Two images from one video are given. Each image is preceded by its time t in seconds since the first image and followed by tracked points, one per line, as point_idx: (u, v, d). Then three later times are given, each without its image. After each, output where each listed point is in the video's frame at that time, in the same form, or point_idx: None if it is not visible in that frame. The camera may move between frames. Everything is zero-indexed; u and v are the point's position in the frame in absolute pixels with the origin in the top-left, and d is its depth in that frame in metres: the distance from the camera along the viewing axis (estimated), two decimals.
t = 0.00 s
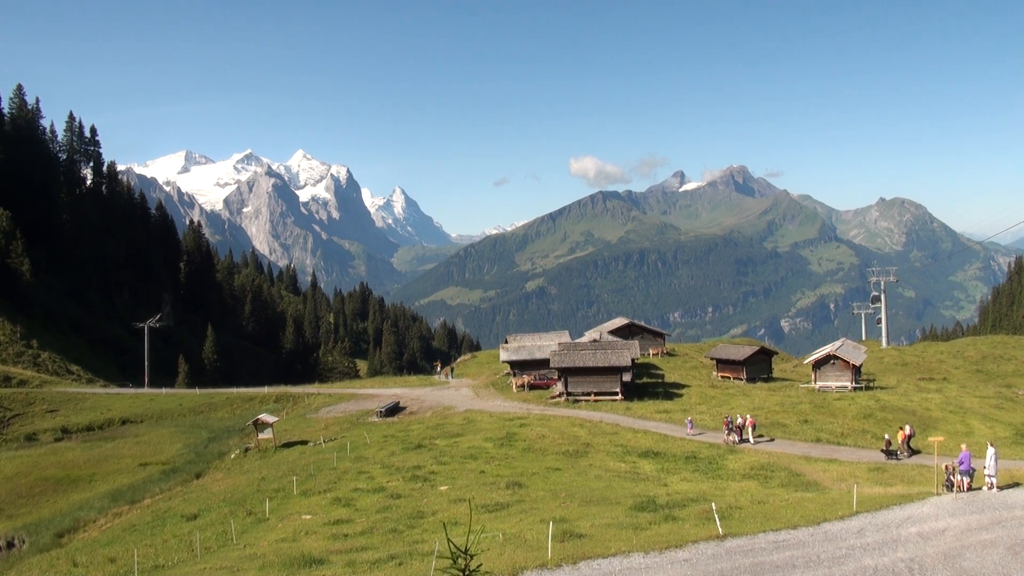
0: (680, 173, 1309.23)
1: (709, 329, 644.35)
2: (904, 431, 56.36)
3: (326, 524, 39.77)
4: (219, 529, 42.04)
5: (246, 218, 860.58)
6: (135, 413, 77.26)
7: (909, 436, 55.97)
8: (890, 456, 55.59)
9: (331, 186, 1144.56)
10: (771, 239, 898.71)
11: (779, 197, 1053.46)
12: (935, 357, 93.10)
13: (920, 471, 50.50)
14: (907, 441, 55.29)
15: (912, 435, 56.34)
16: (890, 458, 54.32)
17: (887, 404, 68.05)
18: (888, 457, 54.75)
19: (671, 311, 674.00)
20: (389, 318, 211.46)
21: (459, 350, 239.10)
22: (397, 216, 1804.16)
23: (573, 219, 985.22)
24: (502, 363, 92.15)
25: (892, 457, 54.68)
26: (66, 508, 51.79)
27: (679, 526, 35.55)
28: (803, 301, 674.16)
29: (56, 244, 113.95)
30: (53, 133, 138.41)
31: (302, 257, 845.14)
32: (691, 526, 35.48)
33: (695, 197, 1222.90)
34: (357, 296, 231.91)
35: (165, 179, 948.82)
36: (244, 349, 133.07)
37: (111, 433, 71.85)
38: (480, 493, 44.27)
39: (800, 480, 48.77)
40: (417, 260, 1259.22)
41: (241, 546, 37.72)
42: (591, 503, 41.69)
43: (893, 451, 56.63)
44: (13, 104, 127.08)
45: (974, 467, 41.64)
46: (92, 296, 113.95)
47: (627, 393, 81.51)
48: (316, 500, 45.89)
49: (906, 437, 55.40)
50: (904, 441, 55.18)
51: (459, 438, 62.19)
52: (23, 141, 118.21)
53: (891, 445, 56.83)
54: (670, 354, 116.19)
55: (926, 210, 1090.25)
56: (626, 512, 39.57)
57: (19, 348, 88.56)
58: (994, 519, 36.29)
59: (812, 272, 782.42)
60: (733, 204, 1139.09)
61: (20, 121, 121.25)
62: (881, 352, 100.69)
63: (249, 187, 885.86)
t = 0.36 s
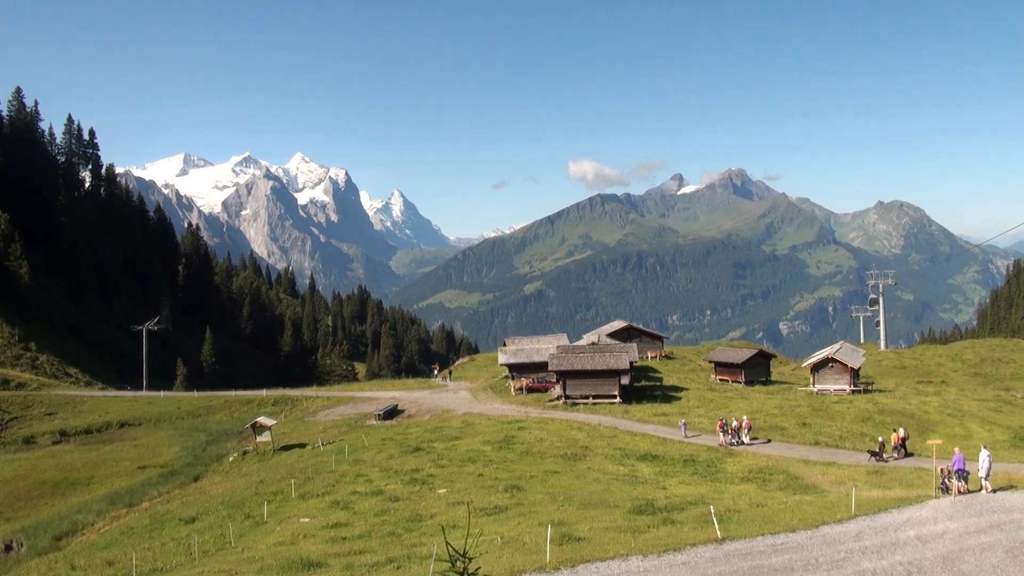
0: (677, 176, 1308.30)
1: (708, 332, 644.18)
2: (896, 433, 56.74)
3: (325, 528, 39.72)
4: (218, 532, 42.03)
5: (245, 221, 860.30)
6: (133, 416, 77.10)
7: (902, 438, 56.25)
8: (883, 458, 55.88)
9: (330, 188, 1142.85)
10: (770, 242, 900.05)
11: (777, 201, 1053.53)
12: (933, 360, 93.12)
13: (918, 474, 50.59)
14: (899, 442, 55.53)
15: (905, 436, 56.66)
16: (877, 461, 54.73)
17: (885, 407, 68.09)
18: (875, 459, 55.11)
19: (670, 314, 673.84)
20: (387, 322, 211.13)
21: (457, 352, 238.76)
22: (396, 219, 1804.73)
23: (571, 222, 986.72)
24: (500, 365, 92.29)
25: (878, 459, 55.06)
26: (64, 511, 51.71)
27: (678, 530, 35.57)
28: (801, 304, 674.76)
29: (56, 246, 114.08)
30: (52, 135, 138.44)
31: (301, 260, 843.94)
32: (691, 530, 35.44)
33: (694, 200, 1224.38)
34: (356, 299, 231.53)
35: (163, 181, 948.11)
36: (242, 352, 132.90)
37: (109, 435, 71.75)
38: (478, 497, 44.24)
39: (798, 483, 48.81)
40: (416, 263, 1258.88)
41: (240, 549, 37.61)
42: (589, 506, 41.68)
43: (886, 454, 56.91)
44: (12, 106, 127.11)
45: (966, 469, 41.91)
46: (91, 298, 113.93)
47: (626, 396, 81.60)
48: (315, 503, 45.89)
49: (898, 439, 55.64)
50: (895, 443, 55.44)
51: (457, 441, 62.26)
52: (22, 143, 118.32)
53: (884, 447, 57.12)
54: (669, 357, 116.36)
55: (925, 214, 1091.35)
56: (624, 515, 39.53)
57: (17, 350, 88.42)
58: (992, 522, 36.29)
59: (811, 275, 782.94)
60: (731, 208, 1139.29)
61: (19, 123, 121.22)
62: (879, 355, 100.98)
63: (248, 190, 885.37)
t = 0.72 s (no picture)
0: (676, 179, 1310.60)
1: (707, 334, 644.20)
2: (890, 436, 56.93)
3: (324, 531, 39.67)
4: (217, 535, 42.03)
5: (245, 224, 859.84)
6: (133, 419, 77.12)
7: (896, 441, 56.41)
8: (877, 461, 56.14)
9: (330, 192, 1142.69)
10: (770, 245, 900.79)
11: (776, 203, 1055.16)
12: (933, 363, 93.03)
13: (918, 477, 50.55)
14: (893, 445, 55.63)
15: (900, 439, 56.83)
16: (871, 464, 54.89)
17: (885, 410, 68.07)
18: (866, 461, 55.36)
19: (669, 317, 674.14)
20: (387, 325, 210.94)
21: (456, 356, 238.85)
22: (396, 222, 1805.93)
23: (571, 224, 987.49)
24: (500, 368, 92.30)
25: (868, 462, 55.43)
26: (63, 514, 51.64)
27: (677, 533, 35.53)
28: (801, 306, 674.90)
29: (55, 249, 114.05)
30: (52, 139, 138.58)
31: (301, 262, 843.87)
32: (690, 533, 35.46)
33: (693, 202, 1225.43)
34: (355, 302, 231.47)
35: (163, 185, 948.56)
36: (242, 355, 133.00)
37: (109, 438, 71.70)
38: (478, 500, 44.27)
39: (797, 486, 48.88)
40: (416, 265, 1259.35)
41: (239, 553, 37.58)
42: (589, 509, 41.66)
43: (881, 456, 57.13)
44: (11, 110, 127.17)
45: (963, 471, 41.94)
46: (91, 302, 113.82)
47: (626, 399, 81.50)
48: (315, 506, 45.81)
49: (891, 442, 55.84)
50: (890, 445, 55.64)
51: (457, 444, 62.16)
52: (21, 145, 118.23)
53: (880, 450, 57.19)
54: (669, 359, 116.37)
55: (924, 216, 1092.58)
56: (624, 518, 39.53)
57: (15, 354, 88.27)
58: (992, 524, 36.30)
59: (811, 278, 782.92)
60: (730, 211, 1140.65)
61: (19, 126, 121.30)
62: (879, 358, 100.93)
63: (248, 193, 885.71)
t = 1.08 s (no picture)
0: (677, 182, 1311.49)
1: (708, 337, 644.18)
2: (885, 438, 57.24)
3: (324, 533, 39.65)
4: (217, 537, 41.97)
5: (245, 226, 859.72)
6: (133, 421, 77.06)
7: (891, 442, 56.56)
8: (870, 463, 56.28)
9: (331, 194, 1143.34)
10: (770, 247, 901.33)
11: (777, 206, 1055.27)
12: (934, 365, 93.02)
13: (917, 480, 50.62)
14: (888, 448, 55.89)
15: (894, 441, 57.16)
16: (866, 467, 55.13)
17: (885, 413, 68.05)
18: (860, 464, 55.60)
19: (670, 319, 674.03)
20: (388, 327, 210.85)
21: (457, 358, 238.78)
22: (396, 224, 1807.76)
23: (571, 227, 987.40)
24: (500, 371, 92.26)
25: (856, 463, 55.71)
26: (63, 516, 51.61)
27: (677, 536, 35.54)
28: (801, 309, 675.34)
29: (56, 251, 114.13)
30: (52, 141, 138.62)
31: (301, 265, 844.50)
32: (690, 536, 35.44)
33: (693, 205, 1226.43)
34: (355, 304, 231.45)
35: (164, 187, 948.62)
36: (242, 357, 133.07)
37: (109, 440, 71.69)
38: (478, 502, 44.30)
39: (798, 488, 48.81)
40: (416, 267, 1259.61)
41: (239, 554, 37.59)
42: (589, 511, 41.65)
43: (874, 459, 57.30)
44: (12, 111, 127.26)
45: (958, 474, 42.20)
46: (91, 303, 113.84)
47: (626, 402, 81.38)
48: (315, 508, 45.82)
49: (885, 444, 56.03)
50: (885, 448, 55.82)
51: (457, 446, 62.14)
52: (22, 147, 118.27)
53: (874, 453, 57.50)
54: (668, 362, 116.41)
55: (925, 219, 1092.20)
56: (624, 520, 39.57)
57: (16, 355, 88.36)
58: (992, 527, 36.30)
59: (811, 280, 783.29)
60: (730, 214, 1140.62)
61: (20, 128, 121.34)
62: (879, 361, 100.99)
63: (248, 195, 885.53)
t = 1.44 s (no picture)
0: (677, 183, 1310.69)
1: (708, 338, 644.51)
2: (881, 438, 57.42)
3: (324, 534, 39.70)
4: (217, 539, 41.97)
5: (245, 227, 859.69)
6: (133, 422, 77.08)
7: (886, 443, 56.87)
8: (867, 464, 56.46)
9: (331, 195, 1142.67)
10: (770, 248, 901.24)
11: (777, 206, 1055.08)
12: (933, 366, 93.10)
13: (918, 480, 50.56)
14: (883, 447, 56.19)
15: (891, 441, 57.38)
16: (862, 466, 55.35)
17: (885, 413, 68.08)
18: (855, 464, 55.92)
19: (670, 320, 674.08)
20: (387, 327, 210.76)
21: (457, 358, 238.76)
22: (396, 225, 1807.87)
23: (571, 228, 987.46)
24: (500, 372, 92.27)
25: (845, 463, 56.11)
26: (63, 517, 51.64)
27: (677, 536, 35.55)
28: (802, 310, 675.39)
29: (56, 252, 114.29)
30: (52, 142, 138.64)
31: (301, 265, 844.55)
32: (691, 536, 35.41)
33: (693, 206, 1226.24)
34: (355, 305, 231.36)
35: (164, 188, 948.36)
36: (242, 357, 133.21)
37: (109, 441, 71.64)
38: (479, 503, 44.26)
39: (798, 489, 48.78)
40: (416, 268, 1259.14)
41: (240, 555, 37.58)
42: (589, 512, 41.70)
43: (871, 459, 57.55)
44: (11, 113, 127.23)
45: (954, 475, 42.37)
46: (91, 305, 113.88)
47: (626, 402, 81.28)
48: (315, 509, 45.76)
49: (881, 445, 56.23)
50: (880, 448, 56.12)
51: (457, 447, 62.14)
52: (22, 149, 118.16)
53: (870, 452, 57.78)
54: (668, 362, 116.40)
55: (925, 219, 1091.65)
56: (624, 521, 39.55)
57: (16, 356, 88.52)
58: (992, 528, 36.28)
59: (810, 281, 782.90)
60: (730, 215, 1140.34)
61: (19, 129, 121.27)
62: (879, 361, 100.92)
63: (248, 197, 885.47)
